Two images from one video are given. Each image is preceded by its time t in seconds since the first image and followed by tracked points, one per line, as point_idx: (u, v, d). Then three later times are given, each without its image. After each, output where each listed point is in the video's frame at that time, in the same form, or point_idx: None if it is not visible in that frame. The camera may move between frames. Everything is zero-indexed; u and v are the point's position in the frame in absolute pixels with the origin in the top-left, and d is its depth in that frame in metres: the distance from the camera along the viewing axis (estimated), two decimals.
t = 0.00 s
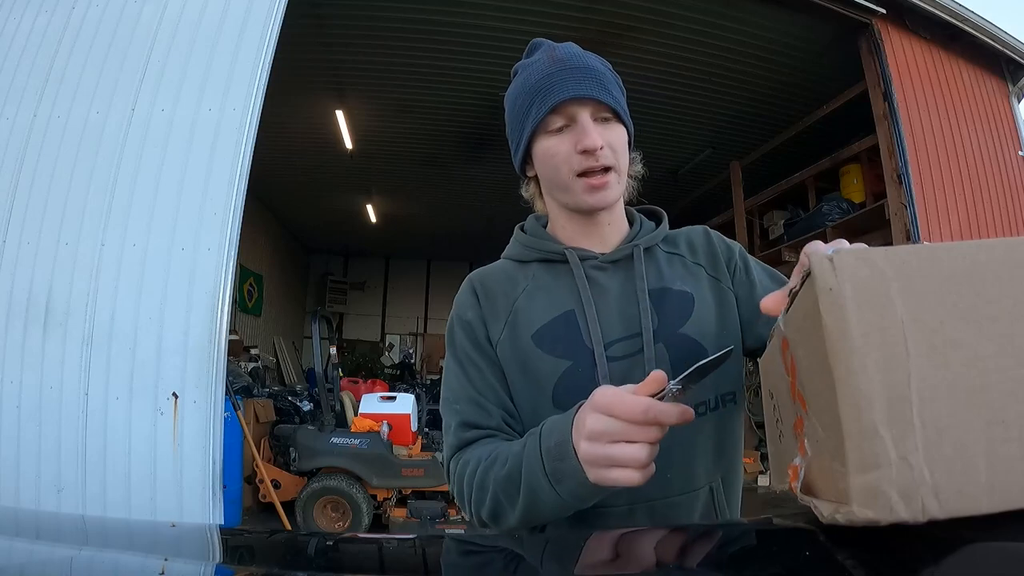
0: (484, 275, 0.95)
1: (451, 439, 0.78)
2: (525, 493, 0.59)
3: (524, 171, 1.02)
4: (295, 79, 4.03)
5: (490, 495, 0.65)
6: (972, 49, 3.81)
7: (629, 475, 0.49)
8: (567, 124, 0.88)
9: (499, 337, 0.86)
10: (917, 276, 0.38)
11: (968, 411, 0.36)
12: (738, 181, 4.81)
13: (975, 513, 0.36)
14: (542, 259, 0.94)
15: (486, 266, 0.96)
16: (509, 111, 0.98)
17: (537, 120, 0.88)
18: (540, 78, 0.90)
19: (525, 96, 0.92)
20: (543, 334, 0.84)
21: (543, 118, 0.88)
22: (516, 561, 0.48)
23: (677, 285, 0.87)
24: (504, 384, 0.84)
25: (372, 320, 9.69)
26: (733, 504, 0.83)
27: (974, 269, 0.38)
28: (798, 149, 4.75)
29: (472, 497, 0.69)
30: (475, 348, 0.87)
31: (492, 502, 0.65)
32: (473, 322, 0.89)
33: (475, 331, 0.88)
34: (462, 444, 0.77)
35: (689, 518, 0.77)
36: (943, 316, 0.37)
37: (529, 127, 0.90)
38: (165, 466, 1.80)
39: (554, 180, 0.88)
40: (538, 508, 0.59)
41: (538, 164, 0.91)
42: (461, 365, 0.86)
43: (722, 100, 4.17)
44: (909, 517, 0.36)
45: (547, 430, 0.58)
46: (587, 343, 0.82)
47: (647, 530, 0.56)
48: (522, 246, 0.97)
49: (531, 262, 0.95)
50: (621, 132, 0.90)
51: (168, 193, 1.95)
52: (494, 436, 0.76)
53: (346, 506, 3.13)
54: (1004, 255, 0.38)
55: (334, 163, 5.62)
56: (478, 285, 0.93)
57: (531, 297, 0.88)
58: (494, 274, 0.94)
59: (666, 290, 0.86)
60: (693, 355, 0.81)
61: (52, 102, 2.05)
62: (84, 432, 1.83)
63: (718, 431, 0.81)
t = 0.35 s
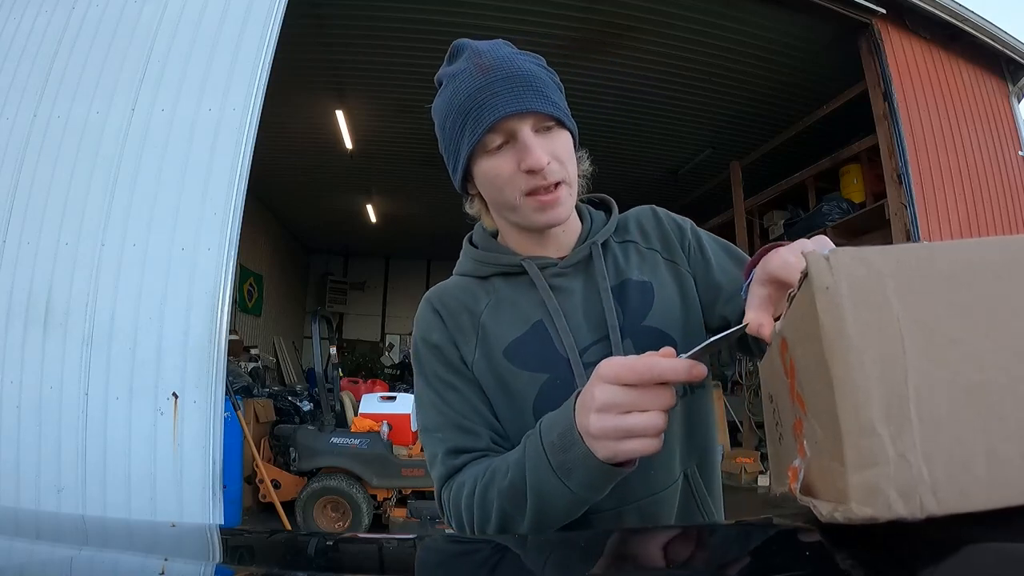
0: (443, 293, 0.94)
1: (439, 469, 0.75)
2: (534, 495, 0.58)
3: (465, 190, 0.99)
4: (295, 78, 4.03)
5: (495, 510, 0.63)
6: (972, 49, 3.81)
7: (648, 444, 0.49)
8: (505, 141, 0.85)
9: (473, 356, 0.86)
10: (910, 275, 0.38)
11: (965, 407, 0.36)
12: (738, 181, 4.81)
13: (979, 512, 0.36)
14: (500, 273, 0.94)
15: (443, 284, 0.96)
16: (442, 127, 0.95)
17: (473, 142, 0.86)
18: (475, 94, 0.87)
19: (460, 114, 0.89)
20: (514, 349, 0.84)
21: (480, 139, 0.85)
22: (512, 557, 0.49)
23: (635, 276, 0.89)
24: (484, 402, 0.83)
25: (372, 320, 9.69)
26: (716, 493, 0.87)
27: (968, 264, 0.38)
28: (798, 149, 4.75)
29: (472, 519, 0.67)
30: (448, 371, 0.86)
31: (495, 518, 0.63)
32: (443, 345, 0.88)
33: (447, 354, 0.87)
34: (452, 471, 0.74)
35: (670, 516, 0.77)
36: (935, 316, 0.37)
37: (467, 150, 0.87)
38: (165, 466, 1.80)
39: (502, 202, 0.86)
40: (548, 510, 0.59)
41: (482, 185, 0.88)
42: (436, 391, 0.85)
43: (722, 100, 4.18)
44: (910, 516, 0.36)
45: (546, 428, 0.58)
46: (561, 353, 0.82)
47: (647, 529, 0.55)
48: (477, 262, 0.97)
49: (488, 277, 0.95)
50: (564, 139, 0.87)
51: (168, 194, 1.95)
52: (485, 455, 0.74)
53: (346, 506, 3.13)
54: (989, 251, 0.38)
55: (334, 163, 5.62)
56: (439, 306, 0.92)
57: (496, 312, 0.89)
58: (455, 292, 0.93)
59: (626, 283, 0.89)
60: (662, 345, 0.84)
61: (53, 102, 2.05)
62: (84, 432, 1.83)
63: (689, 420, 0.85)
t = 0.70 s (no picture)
0: (424, 286, 0.94)
1: (425, 459, 0.74)
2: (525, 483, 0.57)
3: (444, 191, 0.98)
4: (295, 78, 4.02)
5: (482, 501, 0.62)
6: (972, 49, 3.81)
7: (654, 426, 0.48)
8: (484, 142, 0.85)
9: (458, 347, 0.85)
10: (912, 275, 0.38)
11: (964, 409, 0.36)
12: (738, 181, 4.81)
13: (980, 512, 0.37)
14: (481, 270, 0.93)
15: (424, 278, 0.95)
16: (418, 128, 0.95)
17: (451, 144, 0.85)
18: (452, 95, 0.86)
19: (436, 116, 0.88)
20: (495, 343, 0.84)
21: (458, 141, 0.85)
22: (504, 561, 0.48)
23: (619, 275, 0.90)
24: (471, 395, 0.82)
25: (372, 320, 9.69)
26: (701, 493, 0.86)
27: (967, 264, 0.38)
28: (799, 149, 4.75)
29: (459, 510, 0.64)
30: (433, 361, 0.85)
31: (483, 510, 0.61)
32: (426, 337, 0.87)
33: (431, 345, 0.86)
34: (438, 461, 0.72)
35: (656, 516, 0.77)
36: (935, 317, 0.37)
37: (444, 152, 0.87)
38: (165, 466, 1.80)
39: (482, 203, 0.86)
40: (538, 500, 0.57)
41: (462, 187, 0.88)
42: (421, 382, 0.83)
43: (722, 100, 4.17)
44: (909, 518, 0.36)
45: (538, 412, 0.57)
46: (542, 349, 0.82)
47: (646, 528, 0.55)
48: (458, 259, 0.95)
49: (470, 273, 0.94)
50: (543, 137, 0.87)
51: (168, 194, 1.95)
52: (472, 445, 0.73)
53: (346, 506, 3.13)
54: (986, 249, 0.38)
55: (334, 163, 5.62)
56: (421, 298, 0.91)
57: (479, 305, 0.89)
58: (437, 286, 0.93)
59: (610, 283, 0.89)
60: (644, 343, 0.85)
61: (53, 102, 2.05)
62: (84, 432, 1.83)
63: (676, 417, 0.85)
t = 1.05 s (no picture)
0: (420, 283, 0.94)
1: (423, 456, 0.74)
2: (522, 475, 0.57)
3: (438, 193, 0.98)
4: (295, 78, 4.02)
5: (480, 494, 0.62)
6: (972, 49, 3.81)
7: (653, 416, 0.47)
8: (479, 145, 0.84)
9: (455, 344, 0.85)
10: (908, 278, 0.38)
11: (965, 407, 0.36)
12: (738, 181, 4.81)
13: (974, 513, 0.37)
14: (477, 269, 0.93)
15: (419, 276, 0.95)
16: (412, 130, 0.94)
17: (446, 148, 0.85)
18: (447, 97, 0.86)
19: (431, 119, 0.88)
20: (492, 341, 0.84)
21: (453, 144, 0.84)
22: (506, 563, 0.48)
23: (620, 277, 0.90)
24: (468, 391, 0.82)
25: (372, 320, 9.69)
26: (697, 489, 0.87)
27: (965, 265, 0.38)
28: (799, 149, 4.75)
29: (458, 505, 0.64)
30: (429, 359, 0.85)
31: (481, 503, 0.61)
32: (422, 333, 0.87)
33: (427, 342, 0.86)
34: (437, 457, 0.73)
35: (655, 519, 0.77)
36: (934, 320, 0.37)
37: (439, 155, 0.86)
38: (165, 465, 1.80)
39: (479, 207, 0.86)
40: (536, 490, 0.57)
41: (457, 190, 0.88)
42: (418, 379, 0.83)
43: (722, 100, 4.17)
44: (908, 517, 0.36)
45: (536, 399, 0.56)
46: (539, 347, 0.82)
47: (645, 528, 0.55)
48: (454, 258, 0.95)
49: (465, 272, 0.94)
50: (539, 139, 0.87)
51: (168, 194, 1.94)
52: (470, 441, 0.73)
53: (346, 506, 3.13)
54: (979, 250, 0.39)
55: (334, 163, 5.62)
56: (417, 296, 0.91)
57: (474, 303, 0.88)
58: (433, 283, 0.93)
59: (609, 284, 0.89)
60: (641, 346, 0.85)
61: (53, 102, 2.05)
62: (84, 432, 1.83)
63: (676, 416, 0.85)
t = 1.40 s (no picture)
0: (427, 273, 0.93)
1: (408, 434, 0.70)
2: (494, 444, 0.54)
3: (448, 187, 0.98)
4: (295, 78, 4.02)
5: (453, 466, 0.59)
6: (972, 49, 3.80)
7: (625, 390, 0.47)
8: (490, 141, 0.84)
9: (455, 329, 0.84)
10: (909, 277, 0.38)
11: (964, 406, 0.36)
12: (738, 181, 4.81)
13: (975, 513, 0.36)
14: (482, 262, 0.93)
15: (425, 265, 0.95)
16: (424, 125, 0.94)
17: (458, 143, 0.85)
18: (461, 93, 0.86)
19: (444, 114, 0.88)
20: (489, 330, 0.83)
21: (465, 140, 0.84)
22: (500, 562, 0.47)
23: (622, 279, 0.90)
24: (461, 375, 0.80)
25: (373, 320, 9.69)
26: (693, 489, 0.87)
27: (967, 265, 0.38)
28: (799, 149, 4.75)
29: (435, 482, 0.61)
30: (426, 341, 0.83)
31: (455, 478, 0.58)
32: (422, 318, 0.85)
33: (426, 326, 0.85)
34: (422, 436, 0.69)
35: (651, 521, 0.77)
36: (934, 319, 0.37)
37: (450, 150, 0.86)
38: (165, 465, 1.80)
39: (488, 202, 0.86)
40: (508, 462, 0.54)
41: (467, 186, 0.88)
42: (410, 359, 0.81)
43: (722, 100, 4.17)
44: (910, 518, 0.36)
45: (509, 369, 0.55)
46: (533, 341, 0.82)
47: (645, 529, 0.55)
48: (460, 251, 0.95)
49: (471, 266, 0.94)
50: (550, 137, 0.88)
51: (168, 194, 1.94)
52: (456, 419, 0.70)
53: (346, 506, 3.13)
54: (981, 252, 0.39)
55: (334, 163, 5.62)
56: (422, 283, 0.91)
57: (477, 292, 0.88)
58: (439, 274, 0.93)
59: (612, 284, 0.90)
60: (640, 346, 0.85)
61: (53, 102, 2.05)
62: (84, 432, 1.83)
63: (672, 418, 0.84)
